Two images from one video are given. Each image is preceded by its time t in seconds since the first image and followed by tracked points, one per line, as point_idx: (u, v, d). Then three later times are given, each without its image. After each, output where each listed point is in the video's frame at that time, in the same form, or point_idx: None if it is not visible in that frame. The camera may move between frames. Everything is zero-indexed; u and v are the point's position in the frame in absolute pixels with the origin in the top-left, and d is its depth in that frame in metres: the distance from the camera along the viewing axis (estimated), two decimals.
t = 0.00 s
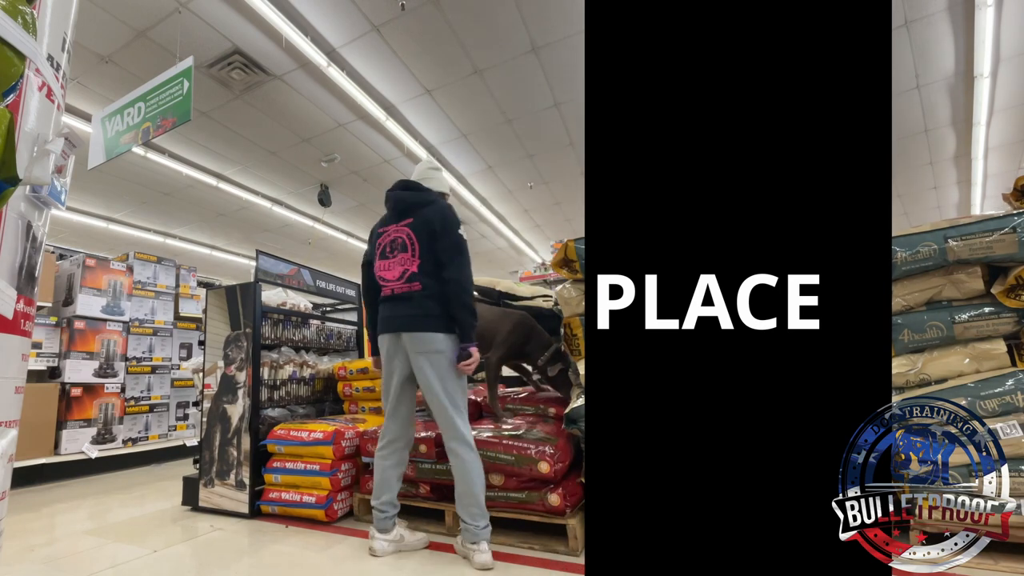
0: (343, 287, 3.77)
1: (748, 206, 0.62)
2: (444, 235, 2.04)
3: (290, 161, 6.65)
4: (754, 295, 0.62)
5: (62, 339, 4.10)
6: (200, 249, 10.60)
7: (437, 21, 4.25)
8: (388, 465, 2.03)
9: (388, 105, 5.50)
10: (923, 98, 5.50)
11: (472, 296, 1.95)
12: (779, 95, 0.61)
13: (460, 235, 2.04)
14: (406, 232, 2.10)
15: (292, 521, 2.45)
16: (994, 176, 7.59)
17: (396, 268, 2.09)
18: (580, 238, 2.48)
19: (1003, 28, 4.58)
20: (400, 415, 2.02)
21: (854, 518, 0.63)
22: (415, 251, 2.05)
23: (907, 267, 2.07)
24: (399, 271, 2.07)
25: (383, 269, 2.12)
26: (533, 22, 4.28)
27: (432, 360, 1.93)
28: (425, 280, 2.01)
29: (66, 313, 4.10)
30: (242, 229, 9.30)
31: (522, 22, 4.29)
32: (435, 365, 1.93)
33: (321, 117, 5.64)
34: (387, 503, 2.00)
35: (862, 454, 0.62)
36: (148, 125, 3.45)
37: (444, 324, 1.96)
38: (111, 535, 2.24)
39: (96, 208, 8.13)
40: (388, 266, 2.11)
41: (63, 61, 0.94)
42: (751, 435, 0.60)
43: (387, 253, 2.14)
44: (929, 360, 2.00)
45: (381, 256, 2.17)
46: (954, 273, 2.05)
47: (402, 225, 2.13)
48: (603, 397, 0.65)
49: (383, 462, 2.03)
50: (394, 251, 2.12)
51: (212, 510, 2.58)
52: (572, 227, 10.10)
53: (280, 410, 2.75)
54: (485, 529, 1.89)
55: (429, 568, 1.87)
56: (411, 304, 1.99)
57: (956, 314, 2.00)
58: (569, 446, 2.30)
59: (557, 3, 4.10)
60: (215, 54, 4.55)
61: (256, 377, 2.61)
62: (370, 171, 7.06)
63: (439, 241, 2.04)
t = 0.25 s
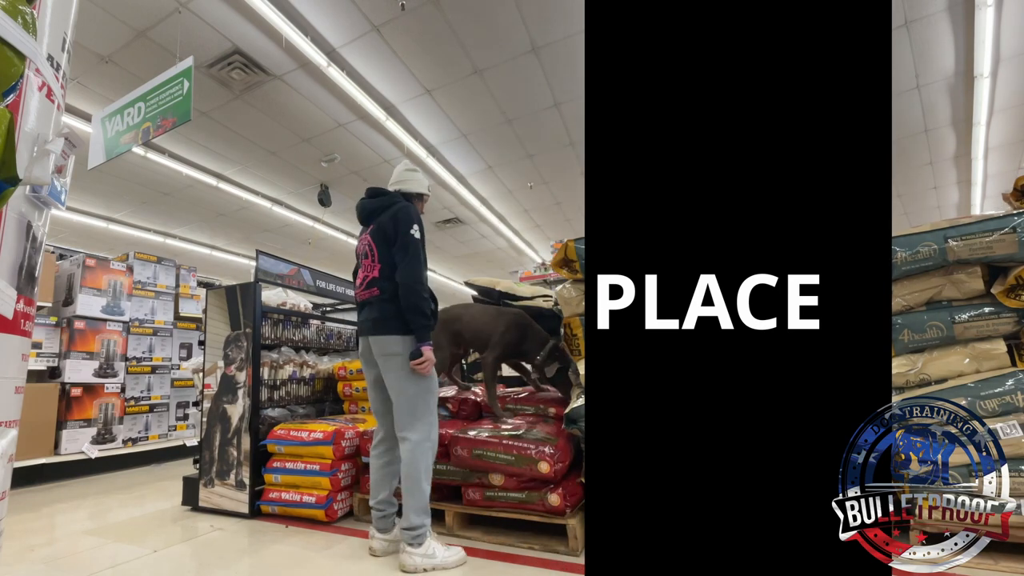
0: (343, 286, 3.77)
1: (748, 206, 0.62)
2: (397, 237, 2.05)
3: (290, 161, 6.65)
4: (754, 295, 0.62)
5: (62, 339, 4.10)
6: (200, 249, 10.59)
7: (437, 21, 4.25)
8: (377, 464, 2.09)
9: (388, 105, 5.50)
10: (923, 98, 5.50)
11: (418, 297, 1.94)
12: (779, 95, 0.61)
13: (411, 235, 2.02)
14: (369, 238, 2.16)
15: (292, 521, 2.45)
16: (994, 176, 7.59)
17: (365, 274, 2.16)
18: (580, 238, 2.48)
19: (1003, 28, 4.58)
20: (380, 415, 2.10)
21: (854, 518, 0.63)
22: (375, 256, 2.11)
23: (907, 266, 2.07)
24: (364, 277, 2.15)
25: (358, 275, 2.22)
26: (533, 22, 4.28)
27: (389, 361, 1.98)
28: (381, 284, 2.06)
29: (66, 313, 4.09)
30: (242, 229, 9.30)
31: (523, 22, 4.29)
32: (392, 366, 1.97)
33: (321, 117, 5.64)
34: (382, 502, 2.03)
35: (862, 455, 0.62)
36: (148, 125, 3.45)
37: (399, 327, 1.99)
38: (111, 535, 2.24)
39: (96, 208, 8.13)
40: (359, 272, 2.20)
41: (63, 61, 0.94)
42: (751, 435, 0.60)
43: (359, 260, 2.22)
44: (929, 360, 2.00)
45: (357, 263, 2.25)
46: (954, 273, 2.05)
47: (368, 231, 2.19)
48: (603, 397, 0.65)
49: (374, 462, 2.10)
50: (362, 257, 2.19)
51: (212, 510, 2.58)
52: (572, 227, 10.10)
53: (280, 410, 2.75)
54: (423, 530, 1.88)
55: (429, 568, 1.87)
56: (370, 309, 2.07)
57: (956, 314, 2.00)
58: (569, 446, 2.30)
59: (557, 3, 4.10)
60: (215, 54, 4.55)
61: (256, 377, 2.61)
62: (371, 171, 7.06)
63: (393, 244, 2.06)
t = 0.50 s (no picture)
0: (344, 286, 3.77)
1: (748, 207, 0.62)
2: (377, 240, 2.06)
3: (290, 161, 6.64)
4: (753, 295, 0.62)
5: (63, 339, 4.11)
6: (200, 249, 10.59)
7: (436, 21, 4.25)
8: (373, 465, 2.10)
9: (388, 105, 5.50)
10: (923, 98, 5.50)
11: (397, 299, 1.94)
12: (779, 96, 0.61)
13: (389, 236, 2.02)
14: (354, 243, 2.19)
15: (292, 520, 2.45)
16: (994, 177, 7.60)
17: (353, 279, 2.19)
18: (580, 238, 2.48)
19: (1003, 28, 4.58)
20: (375, 415, 2.11)
21: (854, 518, 0.63)
22: (360, 260, 2.14)
23: (908, 266, 2.06)
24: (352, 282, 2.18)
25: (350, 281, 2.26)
26: (533, 22, 4.29)
27: (380, 363, 2.00)
28: (366, 288, 2.08)
29: (66, 313, 4.09)
30: (242, 229, 9.31)
31: (522, 22, 4.29)
32: (382, 368, 2.00)
33: (321, 117, 5.64)
34: (380, 502, 2.03)
35: (862, 454, 0.62)
36: (148, 125, 3.46)
37: (384, 330, 2.00)
38: (111, 535, 2.24)
39: (96, 208, 8.13)
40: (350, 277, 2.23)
41: (63, 61, 0.94)
42: (751, 435, 0.60)
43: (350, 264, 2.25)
44: (929, 360, 2.00)
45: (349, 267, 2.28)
46: (954, 273, 2.05)
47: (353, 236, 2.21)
48: (603, 397, 0.65)
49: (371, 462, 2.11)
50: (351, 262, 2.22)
51: (212, 510, 2.59)
52: (572, 227, 10.10)
53: (280, 410, 2.75)
54: (416, 530, 1.88)
55: (429, 568, 1.88)
56: (359, 314, 2.10)
57: (956, 314, 2.00)
58: (569, 445, 2.30)
59: (557, 3, 4.10)
60: (215, 54, 4.55)
61: (256, 377, 2.61)
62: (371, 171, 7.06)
63: (375, 247, 2.07)
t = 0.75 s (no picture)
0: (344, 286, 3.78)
1: (749, 207, 0.62)
2: (369, 242, 2.05)
3: (290, 161, 6.64)
4: (753, 295, 0.62)
5: (63, 339, 4.11)
6: (200, 249, 10.59)
7: (436, 21, 4.25)
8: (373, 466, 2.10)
9: (387, 105, 5.50)
10: (923, 98, 5.50)
11: (391, 300, 1.94)
12: (779, 96, 0.61)
13: (381, 238, 2.02)
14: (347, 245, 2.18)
15: (292, 520, 2.45)
16: (994, 177, 7.60)
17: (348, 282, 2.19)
18: (580, 238, 2.48)
19: (1003, 28, 4.58)
20: (375, 416, 2.11)
21: (854, 518, 0.63)
22: (354, 263, 2.14)
23: (908, 266, 2.06)
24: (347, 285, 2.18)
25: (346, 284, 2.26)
26: (533, 22, 4.29)
27: (378, 364, 2.01)
28: (360, 290, 2.08)
29: (66, 313, 4.10)
30: (243, 229, 9.31)
31: (522, 21, 4.29)
32: (381, 369, 2.00)
33: (321, 117, 5.64)
34: (380, 502, 2.03)
35: (862, 454, 0.62)
36: (148, 125, 3.45)
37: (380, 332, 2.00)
38: (111, 535, 2.24)
39: (96, 208, 8.13)
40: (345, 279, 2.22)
41: (63, 61, 0.94)
42: (742, 432, 0.61)
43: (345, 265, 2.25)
44: (929, 360, 2.01)
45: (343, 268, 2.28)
46: (954, 273, 2.05)
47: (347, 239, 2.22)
48: (602, 397, 0.65)
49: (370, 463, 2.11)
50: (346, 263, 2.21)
51: (212, 510, 2.59)
52: (572, 227, 10.11)
53: (281, 410, 2.75)
54: (416, 530, 1.88)
55: (430, 568, 1.88)
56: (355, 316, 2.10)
57: (956, 314, 2.00)
58: (569, 446, 2.30)
59: (557, 3, 4.10)
60: (215, 54, 4.55)
61: (256, 377, 2.61)
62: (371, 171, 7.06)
63: (368, 249, 2.07)
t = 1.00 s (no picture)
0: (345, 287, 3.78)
1: (749, 206, 0.62)
2: (365, 243, 2.05)
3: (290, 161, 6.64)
4: (753, 295, 0.62)
5: (63, 339, 4.10)
6: (200, 249, 10.59)
7: (437, 22, 4.25)
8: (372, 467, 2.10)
9: (387, 105, 5.50)
10: (923, 98, 5.51)
11: (389, 301, 1.94)
12: (780, 96, 0.61)
13: (378, 238, 2.02)
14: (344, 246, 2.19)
15: (292, 520, 2.45)
16: (995, 177, 7.59)
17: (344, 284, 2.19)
18: (580, 238, 2.48)
19: (1004, 28, 4.58)
20: (374, 416, 2.11)
21: (854, 518, 0.63)
22: (351, 263, 2.14)
23: (907, 266, 2.07)
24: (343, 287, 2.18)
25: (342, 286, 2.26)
26: (534, 22, 4.29)
27: (377, 365, 2.00)
28: (357, 291, 2.08)
29: (66, 313, 4.09)
30: (243, 229, 9.31)
31: (522, 21, 4.29)
32: (380, 370, 2.00)
33: (321, 117, 5.64)
34: (379, 503, 2.03)
35: (862, 454, 0.62)
36: (148, 125, 3.45)
37: (378, 333, 2.00)
38: (111, 535, 2.24)
39: (96, 208, 8.13)
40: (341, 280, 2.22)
41: (63, 60, 0.94)
42: (742, 432, 0.61)
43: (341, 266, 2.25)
44: (929, 360, 2.01)
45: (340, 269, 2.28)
46: (954, 273, 2.05)
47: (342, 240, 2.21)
48: (602, 397, 0.65)
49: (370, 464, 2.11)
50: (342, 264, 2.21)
51: (212, 510, 2.59)
52: (573, 227, 10.11)
53: (281, 410, 2.75)
54: (416, 530, 1.88)
55: (430, 568, 1.87)
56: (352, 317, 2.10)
57: (956, 314, 2.00)
58: (569, 445, 2.30)
59: (557, 3, 4.10)
60: (215, 54, 4.55)
61: (256, 377, 2.61)
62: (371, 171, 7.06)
63: (364, 250, 2.07)
